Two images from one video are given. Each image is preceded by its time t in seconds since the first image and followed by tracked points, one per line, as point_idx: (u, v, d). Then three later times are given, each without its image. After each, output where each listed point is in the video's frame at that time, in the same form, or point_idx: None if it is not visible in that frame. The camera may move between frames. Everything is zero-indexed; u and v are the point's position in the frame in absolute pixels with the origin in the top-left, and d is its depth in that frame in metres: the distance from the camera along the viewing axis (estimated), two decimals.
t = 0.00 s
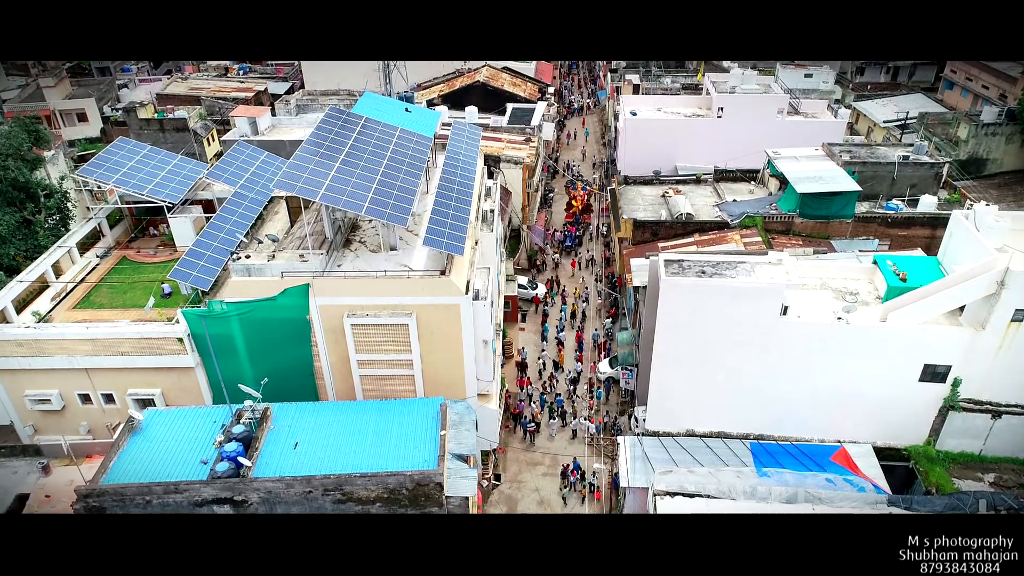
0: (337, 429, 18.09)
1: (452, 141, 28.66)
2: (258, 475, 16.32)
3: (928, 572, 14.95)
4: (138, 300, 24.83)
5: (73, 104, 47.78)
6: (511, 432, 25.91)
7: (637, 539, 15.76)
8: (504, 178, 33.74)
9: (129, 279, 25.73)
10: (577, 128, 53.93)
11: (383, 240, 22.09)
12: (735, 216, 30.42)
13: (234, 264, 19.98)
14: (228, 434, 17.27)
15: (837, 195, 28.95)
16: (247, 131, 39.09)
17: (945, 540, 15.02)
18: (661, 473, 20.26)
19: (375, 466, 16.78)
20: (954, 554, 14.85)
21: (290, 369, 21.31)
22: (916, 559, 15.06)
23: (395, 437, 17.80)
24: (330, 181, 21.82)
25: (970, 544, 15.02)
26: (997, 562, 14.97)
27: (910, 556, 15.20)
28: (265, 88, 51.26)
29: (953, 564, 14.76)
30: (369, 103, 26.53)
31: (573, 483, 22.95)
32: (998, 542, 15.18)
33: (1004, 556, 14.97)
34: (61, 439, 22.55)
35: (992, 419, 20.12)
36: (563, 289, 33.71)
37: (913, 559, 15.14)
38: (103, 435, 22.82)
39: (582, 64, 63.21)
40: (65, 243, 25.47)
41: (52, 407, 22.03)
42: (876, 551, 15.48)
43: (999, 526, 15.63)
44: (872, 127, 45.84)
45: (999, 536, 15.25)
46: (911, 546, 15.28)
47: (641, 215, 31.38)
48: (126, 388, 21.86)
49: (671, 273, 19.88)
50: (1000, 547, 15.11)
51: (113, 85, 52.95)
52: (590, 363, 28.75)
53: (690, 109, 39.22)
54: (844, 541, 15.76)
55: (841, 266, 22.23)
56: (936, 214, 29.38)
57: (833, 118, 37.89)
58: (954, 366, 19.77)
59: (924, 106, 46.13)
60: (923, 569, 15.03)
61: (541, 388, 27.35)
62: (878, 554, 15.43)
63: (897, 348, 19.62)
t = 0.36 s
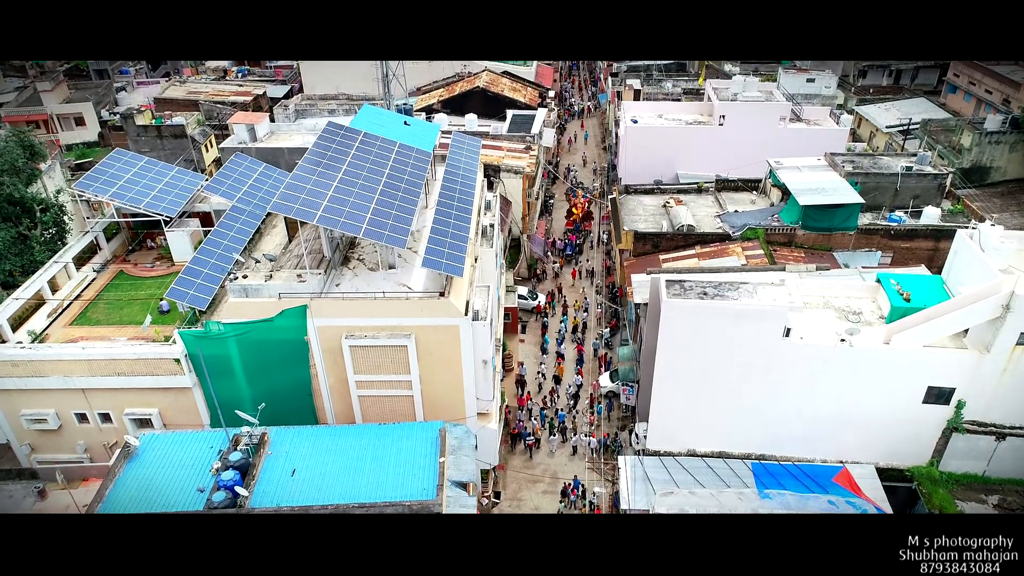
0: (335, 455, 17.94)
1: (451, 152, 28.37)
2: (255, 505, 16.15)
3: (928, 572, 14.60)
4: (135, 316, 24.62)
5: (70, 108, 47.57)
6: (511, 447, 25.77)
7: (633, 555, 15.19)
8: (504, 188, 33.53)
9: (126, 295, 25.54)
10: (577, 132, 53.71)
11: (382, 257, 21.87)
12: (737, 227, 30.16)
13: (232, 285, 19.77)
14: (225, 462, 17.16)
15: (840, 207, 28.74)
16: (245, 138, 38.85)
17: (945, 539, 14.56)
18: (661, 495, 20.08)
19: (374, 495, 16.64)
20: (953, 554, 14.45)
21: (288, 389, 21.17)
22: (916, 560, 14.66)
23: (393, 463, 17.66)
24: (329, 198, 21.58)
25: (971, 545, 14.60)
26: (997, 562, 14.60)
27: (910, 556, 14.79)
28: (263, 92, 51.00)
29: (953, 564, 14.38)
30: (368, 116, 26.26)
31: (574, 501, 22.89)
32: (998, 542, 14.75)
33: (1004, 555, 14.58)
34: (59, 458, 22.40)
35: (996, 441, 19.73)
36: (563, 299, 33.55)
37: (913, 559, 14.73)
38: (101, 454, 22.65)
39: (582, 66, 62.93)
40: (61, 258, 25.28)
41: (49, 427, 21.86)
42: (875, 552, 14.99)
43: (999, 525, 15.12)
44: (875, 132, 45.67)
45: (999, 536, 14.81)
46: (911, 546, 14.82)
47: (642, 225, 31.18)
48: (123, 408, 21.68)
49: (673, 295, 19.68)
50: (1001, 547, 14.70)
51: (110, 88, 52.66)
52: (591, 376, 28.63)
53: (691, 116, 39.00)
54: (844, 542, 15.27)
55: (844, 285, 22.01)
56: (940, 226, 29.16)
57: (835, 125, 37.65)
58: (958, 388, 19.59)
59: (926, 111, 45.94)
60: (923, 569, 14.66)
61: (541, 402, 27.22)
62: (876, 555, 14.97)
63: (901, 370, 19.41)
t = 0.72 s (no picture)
0: (333, 475, 17.83)
1: (451, 158, 28.05)
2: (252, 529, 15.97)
3: (928, 571, 14.82)
4: (132, 326, 24.41)
5: (66, 106, 47.27)
6: (511, 457, 25.64)
7: None
8: (504, 191, 33.26)
9: (122, 304, 25.35)
10: (577, 129, 53.38)
11: (381, 270, 21.62)
12: (739, 233, 29.89)
13: (228, 301, 19.58)
14: (222, 483, 17.00)
15: (842, 213, 28.50)
16: (243, 139, 38.56)
17: (945, 540, 14.67)
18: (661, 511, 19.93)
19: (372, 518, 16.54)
20: (954, 554, 14.57)
21: (286, 404, 21.07)
22: (916, 560, 14.91)
23: (392, 485, 17.55)
24: (328, 211, 21.31)
25: (971, 545, 14.71)
26: (997, 562, 14.75)
27: (910, 556, 15.04)
28: (261, 90, 50.60)
29: (953, 564, 14.53)
30: (366, 123, 25.93)
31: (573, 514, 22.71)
32: (998, 542, 14.88)
33: (1004, 556, 14.74)
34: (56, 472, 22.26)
35: (999, 456, 19.67)
36: (564, 304, 33.39)
37: (913, 559, 14.98)
38: (98, 467, 22.51)
39: (582, 61, 62.48)
40: (57, 268, 25.05)
41: (45, 441, 21.71)
42: (875, 553, 15.24)
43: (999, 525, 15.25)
44: (878, 131, 45.40)
45: (1000, 536, 14.94)
46: (911, 546, 15.06)
47: (643, 231, 30.94)
48: (120, 422, 21.51)
49: (674, 311, 19.50)
50: (1001, 546, 14.84)
51: (107, 85, 52.30)
52: (591, 385, 28.59)
53: (693, 116, 38.78)
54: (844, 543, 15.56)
55: (847, 298, 21.82)
56: (943, 232, 28.92)
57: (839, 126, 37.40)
58: (962, 404, 19.39)
59: (929, 110, 45.68)
60: (923, 569, 14.90)
61: (541, 412, 27.13)
62: (877, 555, 15.21)
63: (904, 387, 19.24)
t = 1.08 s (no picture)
0: (331, 496, 17.70)
1: (450, 165, 27.69)
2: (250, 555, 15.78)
3: (928, 571, 15.22)
4: (128, 338, 24.18)
5: (62, 104, 47.13)
6: (511, 467, 25.54)
7: None
8: (504, 196, 32.99)
9: (118, 315, 25.12)
10: (578, 127, 53.08)
11: (379, 284, 21.38)
12: (741, 240, 29.62)
13: (225, 318, 19.41)
14: (219, 507, 16.71)
15: (844, 221, 28.24)
16: (240, 140, 38.27)
17: (945, 540, 15.11)
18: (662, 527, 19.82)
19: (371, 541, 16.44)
20: (954, 554, 14.99)
21: (284, 419, 20.98)
22: (916, 560, 15.30)
23: (391, 506, 17.45)
24: (325, 226, 21.03)
25: (970, 544, 15.11)
26: (997, 562, 15.13)
27: (910, 556, 15.44)
28: (259, 87, 50.21)
29: (953, 563, 14.95)
30: (363, 131, 25.60)
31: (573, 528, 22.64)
32: (998, 543, 15.25)
33: (1004, 556, 15.11)
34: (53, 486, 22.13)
35: (1002, 474, 19.45)
36: (564, 311, 33.27)
37: (913, 559, 15.37)
38: (96, 481, 22.36)
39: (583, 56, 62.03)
40: (52, 278, 24.80)
41: (42, 455, 21.57)
42: (876, 551, 15.71)
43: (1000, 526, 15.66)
44: (881, 131, 45.11)
45: (1000, 536, 15.31)
46: (911, 546, 15.46)
47: (644, 237, 30.72)
48: (117, 437, 21.32)
49: (675, 329, 19.33)
50: (1001, 546, 15.22)
51: (103, 82, 51.77)
52: (590, 394, 28.50)
53: (695, 117, 38.49)
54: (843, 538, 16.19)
55: (850, 312, 21.62)
56: (946, 240, 28.68)
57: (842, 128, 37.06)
58: (965, 422, 19.21)
59: (933, 110, 45.39)
60: (923, 569, 15.30)
61: (541, 422, 27.01)
62: (877, 554, 15.68)
63: (906, 405, 19.08)
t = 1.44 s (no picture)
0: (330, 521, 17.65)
1: (449, 174, 27.30)
2: None
3: (928, 571, 16.05)
4: (125, 352, 23.96)
5: (58, 103, 46.57)
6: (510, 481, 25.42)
7: None
8: (503, 201, 32.70)
9: (115, 329, 24.93)
10: (577, 125, 52.66)
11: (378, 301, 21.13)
12: (743, 248, 29.30)
13: (222, 338, 19.19)
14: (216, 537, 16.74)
15: (846, 230, 27.99)
16: (237, 142, 37.99)
17: (945, 540, 16.00)
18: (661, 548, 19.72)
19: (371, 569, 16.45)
20: (954, 554, 15.84)
21: (282, 438, 20.82)
22: (916, 560, 16.16)
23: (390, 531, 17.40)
24: (323, 245, 20.64)
25: (971, 545, 15.96)
26: (997, 562, 15.92)
27: (911, 556, 16.31)
28: (256, 85, 49.71)
29: (953, 564, 15.77)
30: (362, 141, 25.27)
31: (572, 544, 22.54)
32: (998, 542, 16.07)
33: (1004, 556, 15.90)
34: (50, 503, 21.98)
35: (1004, 494, 19.44)
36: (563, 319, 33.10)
37: (913, 559, 16.22)
38: (93, 498, 22.20)
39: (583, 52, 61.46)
40: (48, 291, 24.60)
41: (39, 473, 21.41)
42: (877, 553, 16.60)
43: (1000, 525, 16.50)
44: (884, 130, 44.78)
45: (1000, 536, 16.12)
46: (911, 546, 16.36)
47: (644, 244, 30.47)
48: (114, 455, 21.15)
49: (676, 350, 19.14)
50: (1001, 547, 16.00)
51: (99, 79, 51.24)
52: (591, 405, 28.37)
53: (697, 119, 38.15)
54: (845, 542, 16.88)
55: (852, 330, 21.42)
56: (950, 249, 28.43)
57: (845, 131, 36.68)
58: (967, 444, 19.04)
59: (936, 109, 45.01)
60: (923, 569, 16.13)
61: (541, 434, 26.85)
62: (879, 554, 16.58)
63: (909, 428, 18.91)
